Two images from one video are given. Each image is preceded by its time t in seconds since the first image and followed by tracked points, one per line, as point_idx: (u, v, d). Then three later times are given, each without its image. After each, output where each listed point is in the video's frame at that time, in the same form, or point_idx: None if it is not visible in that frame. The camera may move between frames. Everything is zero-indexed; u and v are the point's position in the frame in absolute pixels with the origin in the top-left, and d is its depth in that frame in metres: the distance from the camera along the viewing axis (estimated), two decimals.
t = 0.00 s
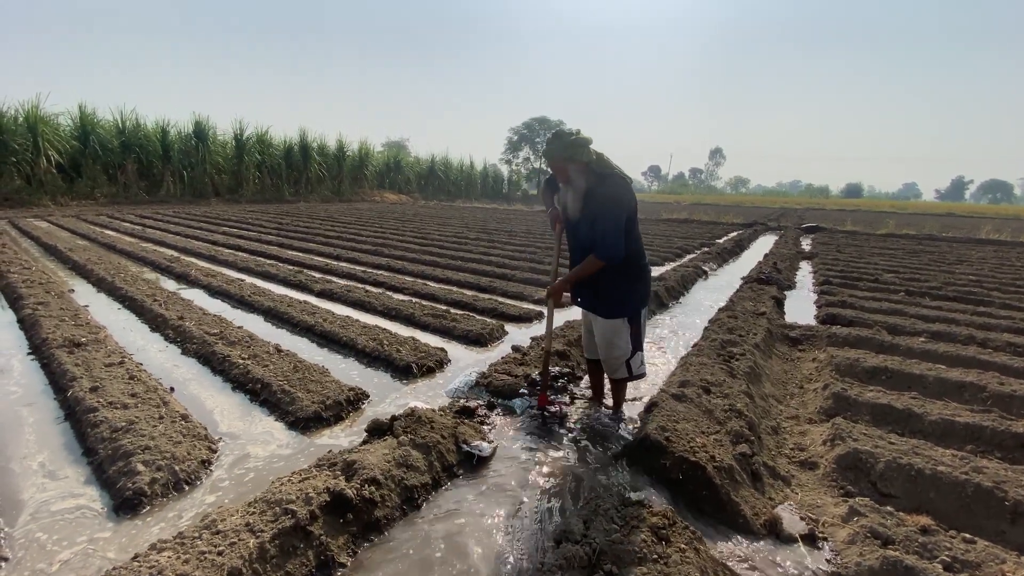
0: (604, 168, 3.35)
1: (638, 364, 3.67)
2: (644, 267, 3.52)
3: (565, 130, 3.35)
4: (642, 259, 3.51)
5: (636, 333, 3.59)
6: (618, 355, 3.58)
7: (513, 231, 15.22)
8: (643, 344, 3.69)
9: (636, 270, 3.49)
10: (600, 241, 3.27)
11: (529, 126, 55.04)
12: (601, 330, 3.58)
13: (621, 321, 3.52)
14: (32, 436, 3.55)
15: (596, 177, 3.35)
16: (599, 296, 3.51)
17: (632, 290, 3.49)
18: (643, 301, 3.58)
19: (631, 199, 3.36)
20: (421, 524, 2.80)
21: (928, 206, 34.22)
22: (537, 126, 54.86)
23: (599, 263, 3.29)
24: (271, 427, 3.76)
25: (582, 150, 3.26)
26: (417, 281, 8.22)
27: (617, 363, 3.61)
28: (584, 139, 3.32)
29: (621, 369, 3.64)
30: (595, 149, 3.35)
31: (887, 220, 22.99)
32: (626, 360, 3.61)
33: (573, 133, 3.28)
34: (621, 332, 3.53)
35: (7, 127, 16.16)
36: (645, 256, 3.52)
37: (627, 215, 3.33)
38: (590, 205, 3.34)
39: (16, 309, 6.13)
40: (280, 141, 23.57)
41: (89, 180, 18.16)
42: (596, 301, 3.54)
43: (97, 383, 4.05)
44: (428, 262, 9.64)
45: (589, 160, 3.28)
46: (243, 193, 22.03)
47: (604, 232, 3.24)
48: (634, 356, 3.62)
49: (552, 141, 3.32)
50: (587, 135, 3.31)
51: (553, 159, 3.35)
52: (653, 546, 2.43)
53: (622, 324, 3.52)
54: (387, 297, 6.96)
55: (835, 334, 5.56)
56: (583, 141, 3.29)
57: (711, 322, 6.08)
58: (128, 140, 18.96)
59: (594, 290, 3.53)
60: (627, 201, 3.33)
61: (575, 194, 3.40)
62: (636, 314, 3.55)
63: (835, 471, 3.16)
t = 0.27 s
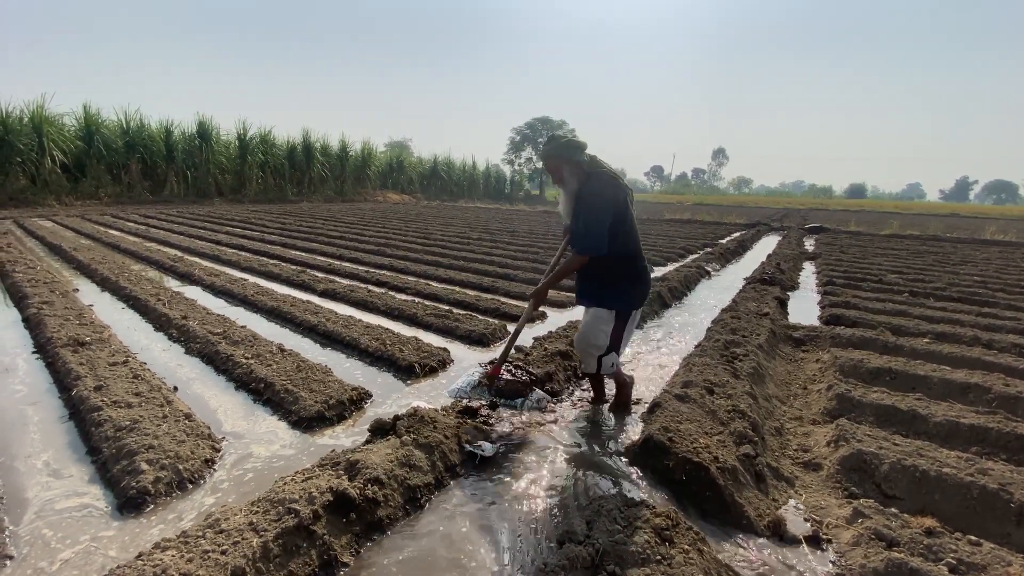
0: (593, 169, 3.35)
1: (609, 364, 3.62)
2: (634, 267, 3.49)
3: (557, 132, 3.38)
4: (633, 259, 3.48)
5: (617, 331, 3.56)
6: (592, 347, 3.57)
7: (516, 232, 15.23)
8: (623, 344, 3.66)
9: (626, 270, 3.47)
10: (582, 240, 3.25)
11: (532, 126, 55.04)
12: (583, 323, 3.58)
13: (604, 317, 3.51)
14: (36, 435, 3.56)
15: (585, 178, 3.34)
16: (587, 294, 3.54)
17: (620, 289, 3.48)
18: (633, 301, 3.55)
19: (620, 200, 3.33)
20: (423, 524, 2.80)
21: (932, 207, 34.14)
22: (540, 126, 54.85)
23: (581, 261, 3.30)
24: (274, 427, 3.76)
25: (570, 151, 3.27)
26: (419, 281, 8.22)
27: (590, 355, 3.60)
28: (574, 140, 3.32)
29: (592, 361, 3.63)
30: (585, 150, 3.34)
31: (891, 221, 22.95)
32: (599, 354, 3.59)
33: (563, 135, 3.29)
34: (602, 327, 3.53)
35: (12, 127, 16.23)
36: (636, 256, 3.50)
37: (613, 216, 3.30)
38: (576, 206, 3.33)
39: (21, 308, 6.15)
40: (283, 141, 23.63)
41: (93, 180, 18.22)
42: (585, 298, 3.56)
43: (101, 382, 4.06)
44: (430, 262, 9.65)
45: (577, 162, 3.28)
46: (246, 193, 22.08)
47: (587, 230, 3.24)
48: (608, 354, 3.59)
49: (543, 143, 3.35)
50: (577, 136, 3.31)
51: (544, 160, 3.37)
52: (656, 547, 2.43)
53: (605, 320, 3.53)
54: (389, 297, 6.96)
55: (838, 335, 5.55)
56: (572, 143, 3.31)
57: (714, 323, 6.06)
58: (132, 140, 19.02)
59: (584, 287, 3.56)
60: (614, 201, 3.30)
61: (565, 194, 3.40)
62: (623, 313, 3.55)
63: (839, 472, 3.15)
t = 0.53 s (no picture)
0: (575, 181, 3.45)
1: (586, 367, 3.56)
2: (625, 275, 3.42)
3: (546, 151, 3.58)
4: (623, 266, 3.41)
5: (599, 334, 3.49)
6: (571, 345, 3.54)
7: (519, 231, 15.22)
8: (611, 351, 3.54)
9: (616, 278, 3.43)
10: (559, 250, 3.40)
11: (535, 126, 55.03)
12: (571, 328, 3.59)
13: (587, 320, 3.50)
14: (41, 432, 3.58)
15: (567, 190, 3.45)
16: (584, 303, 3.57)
17: (610, 297, 3.44)
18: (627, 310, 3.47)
19: (599, 209, 3.37)
20: (425, 523, 2.80)
21: (936, 207, 34.02)
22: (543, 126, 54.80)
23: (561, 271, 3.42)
24: (277, 426, 3.77)
25: (548, 166, 3.44)
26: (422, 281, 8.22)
27: (568, 353, 3.56)
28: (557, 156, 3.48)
29: (569, 359, 3.57)
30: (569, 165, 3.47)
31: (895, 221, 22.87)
32: (577, 354, 3.55)
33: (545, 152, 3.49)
34: (587, 333, 3.51)
35: (17, 126, 16.30)
36: (626, 264, 3.42)
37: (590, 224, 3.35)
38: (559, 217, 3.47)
39: (25, 306, 6.17)
40: (286, 140, 23.67)
41: (97, 178, 18.28)
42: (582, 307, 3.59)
43: (105, 379, 4.07)
44: (433, 261, 9.65)
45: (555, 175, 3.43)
46: (250, 191, 22.12)
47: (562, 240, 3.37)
48: (587, 355, 3.51)
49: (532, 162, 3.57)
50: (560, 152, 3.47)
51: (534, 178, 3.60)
52: (660, 548, 2.42)
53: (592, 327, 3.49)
54: (392, 296, 6.97)
55: (842, 336, 5.53)
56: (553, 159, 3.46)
57: (717, 323, 6.05)
58: (136, 138, 19.08)
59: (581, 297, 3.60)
60: (591, 211, 3.35)
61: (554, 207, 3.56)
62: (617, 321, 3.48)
63: (843, 474, 3.14)
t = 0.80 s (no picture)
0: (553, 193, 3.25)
1: (576, 391, 3.30)
2: (616, 289, 3.14)
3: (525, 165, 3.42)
4: (611, 279, 3.14)
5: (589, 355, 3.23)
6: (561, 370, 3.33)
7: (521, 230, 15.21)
8: (603, 373, 3.24)
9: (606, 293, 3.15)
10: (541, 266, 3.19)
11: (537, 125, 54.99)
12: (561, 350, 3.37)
13: (576, 340, 3.26)
14: (43, 429, 3.58)
15: (546, 203, 3.26)
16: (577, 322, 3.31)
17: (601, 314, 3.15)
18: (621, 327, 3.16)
19: (579, 221, 3.15)
20: (426, 522, 2.80)
21: (939, 207, 33.96)
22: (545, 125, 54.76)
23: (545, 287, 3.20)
24: (279, 423, 3.77)
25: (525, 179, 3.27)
26: (424, 279, 8.22)
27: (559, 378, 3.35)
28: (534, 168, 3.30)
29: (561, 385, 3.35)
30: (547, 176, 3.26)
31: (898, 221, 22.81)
32: (567, 377, 3.31)
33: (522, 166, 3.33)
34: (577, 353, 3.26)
35: (21, 124, 16.34)
36: (615, 277, 3.14)
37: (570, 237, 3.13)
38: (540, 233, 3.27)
39: (28, 303, 6.18)
40: (289, 139, 23.69)
41: (101, 176, 18.31)
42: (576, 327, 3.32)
43: (108, 377, 4.08)
44: (435, 260, 9.65)
45: (531, 188, 3.25)
46: (252, 189, 22.15)
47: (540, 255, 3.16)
48: (576, 378, 3.27)
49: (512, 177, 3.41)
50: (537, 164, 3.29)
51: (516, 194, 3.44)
52: (662, 547, 2.41)
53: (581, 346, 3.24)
54: (394, 295, 6.97)
55: (845, 336, 5.51)
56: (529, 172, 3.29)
57: (720, 323, 6.03)
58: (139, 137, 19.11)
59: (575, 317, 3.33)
60: (570, 222, 3.14)
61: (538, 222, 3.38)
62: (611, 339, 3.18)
63: (846, 474, 3.13)
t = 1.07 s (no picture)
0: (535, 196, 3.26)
1: (570, 396, 3.28)
2: (605, 288, 3.11)
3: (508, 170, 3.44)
4: (599, 278, 3.11)
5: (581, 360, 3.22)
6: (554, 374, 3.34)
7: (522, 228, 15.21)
8: (596, 379, 3.21)
9: (595, 293, 3.12)
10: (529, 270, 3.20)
11: (538, 124, 54.96)
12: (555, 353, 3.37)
13: (570, 342, 3.26)
14: (44, 427, 3.59)
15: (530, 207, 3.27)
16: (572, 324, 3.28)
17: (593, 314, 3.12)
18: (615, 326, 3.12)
19: (560, 221, 3.14)
20: (427, 520, 2.80)
21: (940, 207, 33.95)
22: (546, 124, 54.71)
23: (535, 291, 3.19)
24: (279, 422, 3.77)
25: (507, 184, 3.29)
26: (425, 278, 8.22)
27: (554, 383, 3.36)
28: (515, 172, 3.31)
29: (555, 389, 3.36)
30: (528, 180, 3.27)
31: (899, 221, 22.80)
32: (560, 382, 3.32)
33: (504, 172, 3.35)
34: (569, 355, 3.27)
35: (21, 121, 16.33)
36: (603, 275, 3.11)
37: (554, 238, 3.12)
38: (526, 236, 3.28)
39: (29, 301, 6.19)
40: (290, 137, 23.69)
41: (101, 174, 18.32)
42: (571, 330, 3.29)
43: (108, 375, 4.08)
44: (435, 258, 9.65)
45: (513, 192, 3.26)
46: (253, 188, 22.14)
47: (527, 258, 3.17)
48: (569, 384, 3.26)
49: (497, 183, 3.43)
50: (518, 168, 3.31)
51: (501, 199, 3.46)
52: (662, 547, 2.41)
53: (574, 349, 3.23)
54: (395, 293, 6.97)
55: (846, 336, 5.51)
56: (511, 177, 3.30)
57: (721, 322, 6.02)
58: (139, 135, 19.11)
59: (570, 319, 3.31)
60: (552, 224, 3.13)
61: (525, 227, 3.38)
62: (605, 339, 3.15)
63: (846, 474, 3.13)
